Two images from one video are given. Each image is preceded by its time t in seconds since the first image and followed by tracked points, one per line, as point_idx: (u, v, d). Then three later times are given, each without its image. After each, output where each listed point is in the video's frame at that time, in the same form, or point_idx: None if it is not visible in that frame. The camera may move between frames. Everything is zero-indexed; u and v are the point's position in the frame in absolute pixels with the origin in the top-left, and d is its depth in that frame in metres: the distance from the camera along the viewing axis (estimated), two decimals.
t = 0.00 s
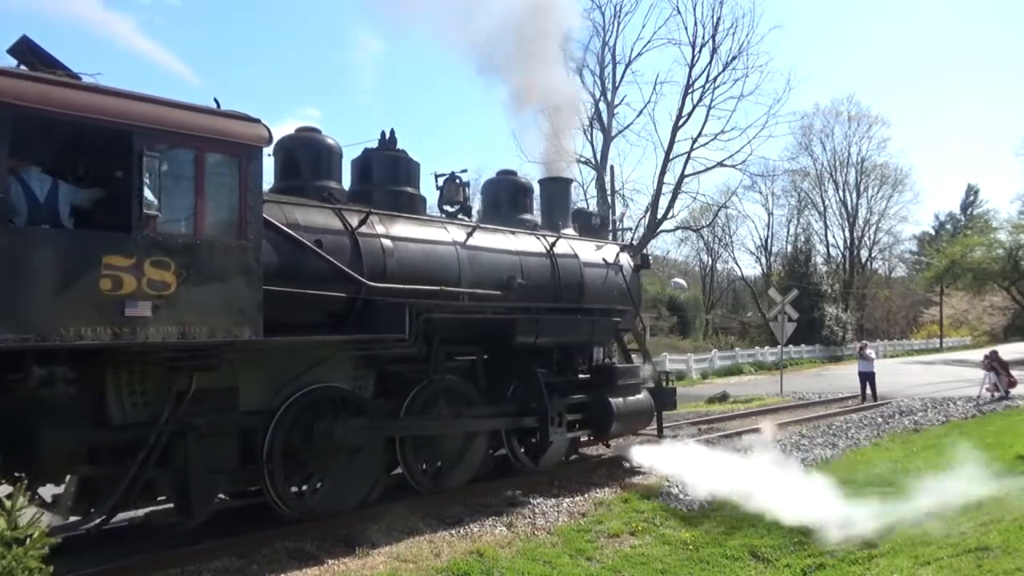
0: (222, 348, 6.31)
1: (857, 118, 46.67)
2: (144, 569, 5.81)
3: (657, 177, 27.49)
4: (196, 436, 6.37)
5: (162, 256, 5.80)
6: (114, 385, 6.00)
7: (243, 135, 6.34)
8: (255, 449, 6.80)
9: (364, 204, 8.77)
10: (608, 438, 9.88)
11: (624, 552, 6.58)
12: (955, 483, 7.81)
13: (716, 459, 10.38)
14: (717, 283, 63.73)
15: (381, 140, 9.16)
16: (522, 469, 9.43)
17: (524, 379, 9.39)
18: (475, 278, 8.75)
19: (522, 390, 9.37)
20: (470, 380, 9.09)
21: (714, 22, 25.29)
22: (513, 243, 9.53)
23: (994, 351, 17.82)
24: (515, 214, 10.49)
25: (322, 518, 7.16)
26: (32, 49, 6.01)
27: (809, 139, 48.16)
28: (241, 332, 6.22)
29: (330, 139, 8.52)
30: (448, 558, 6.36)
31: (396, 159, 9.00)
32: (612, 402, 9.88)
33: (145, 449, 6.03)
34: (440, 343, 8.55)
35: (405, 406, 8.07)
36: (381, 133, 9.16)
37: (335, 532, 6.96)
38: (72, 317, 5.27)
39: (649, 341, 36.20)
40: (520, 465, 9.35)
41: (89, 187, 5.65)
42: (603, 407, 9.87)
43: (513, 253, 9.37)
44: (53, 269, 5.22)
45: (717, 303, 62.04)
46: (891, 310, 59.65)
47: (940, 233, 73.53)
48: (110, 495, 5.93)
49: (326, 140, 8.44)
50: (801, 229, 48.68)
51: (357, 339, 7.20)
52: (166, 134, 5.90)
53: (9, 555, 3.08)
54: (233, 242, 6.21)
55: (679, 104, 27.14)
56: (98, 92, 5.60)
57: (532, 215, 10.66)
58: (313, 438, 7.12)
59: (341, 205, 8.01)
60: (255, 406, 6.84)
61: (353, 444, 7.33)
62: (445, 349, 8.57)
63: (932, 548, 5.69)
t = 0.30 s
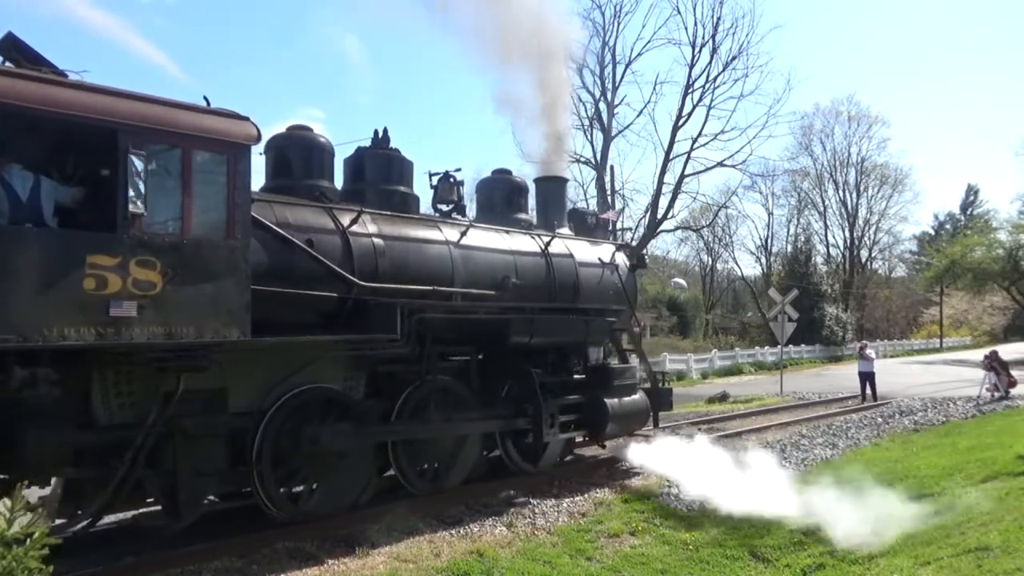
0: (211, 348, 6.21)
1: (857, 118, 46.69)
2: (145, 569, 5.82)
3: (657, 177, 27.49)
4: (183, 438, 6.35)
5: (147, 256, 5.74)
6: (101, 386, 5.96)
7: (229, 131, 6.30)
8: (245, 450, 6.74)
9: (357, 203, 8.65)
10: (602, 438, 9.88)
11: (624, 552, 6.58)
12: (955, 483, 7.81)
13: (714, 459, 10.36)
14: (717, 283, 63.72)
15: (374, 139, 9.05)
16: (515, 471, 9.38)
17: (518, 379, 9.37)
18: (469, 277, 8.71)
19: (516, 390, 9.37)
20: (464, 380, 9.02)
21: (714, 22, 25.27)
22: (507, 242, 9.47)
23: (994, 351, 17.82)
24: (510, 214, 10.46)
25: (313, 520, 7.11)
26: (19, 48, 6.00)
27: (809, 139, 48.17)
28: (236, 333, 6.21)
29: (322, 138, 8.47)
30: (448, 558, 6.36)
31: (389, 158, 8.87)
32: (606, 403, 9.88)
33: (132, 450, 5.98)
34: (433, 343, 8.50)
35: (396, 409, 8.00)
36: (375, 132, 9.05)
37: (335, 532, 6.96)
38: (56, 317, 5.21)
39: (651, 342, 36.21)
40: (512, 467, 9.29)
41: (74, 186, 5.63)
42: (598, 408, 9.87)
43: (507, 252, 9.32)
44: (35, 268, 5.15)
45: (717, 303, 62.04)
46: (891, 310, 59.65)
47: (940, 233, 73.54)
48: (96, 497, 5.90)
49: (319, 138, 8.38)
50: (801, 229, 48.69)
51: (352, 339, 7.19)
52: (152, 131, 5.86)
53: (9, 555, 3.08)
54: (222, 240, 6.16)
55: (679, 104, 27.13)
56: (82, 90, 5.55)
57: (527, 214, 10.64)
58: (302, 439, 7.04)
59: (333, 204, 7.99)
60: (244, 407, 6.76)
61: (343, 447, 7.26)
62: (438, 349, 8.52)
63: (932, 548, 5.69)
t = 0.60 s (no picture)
0: (197, 349, 6.11)
1: (857, 118, 46.67)
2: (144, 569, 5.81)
3: (657, 177, 27.49)
4: (169, 439, 6.19)
5: (132, 255, 5.67)
6: (86, 386, 5.81)
7: (216, 129, 6.21)
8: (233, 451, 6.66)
9: (349, 202, 8.60)
10: (598, 439, 9.87)
11: (624, 552, 6.58)
12: (955, 483, 7.80)
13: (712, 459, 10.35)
14: (717, 282, 63.73)
15: (367, 137, 8.97)
16: (509, 471, 9.31)
17: (511, 380, 9.28)
18: (462, 278, 8.70)
19: (510, 390, 9.29)
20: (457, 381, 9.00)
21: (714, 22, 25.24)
22: (501, 242, 9.46)
23: (994, 351, 17.80)
24: (505, 212, 10.45)
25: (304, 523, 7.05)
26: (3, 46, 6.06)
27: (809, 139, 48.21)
28: (232, 333, 6.20)
29: (313, 136, 8.40)
30: (448, 558, 6.36)
31: (382, 157, 8.78)
32: (601, 402, 9.86)
33: (118, 452, 5.82)
34: (425, 343, 8.48)
35: (387, 414, 7.95)
36: (367, 129, 8.97)
37: (335, 532, 6.96)
38: (37, 318, 5.16)
39: (651, 342, 36.20)
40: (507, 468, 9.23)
41: (59, 184, 5.48)
42: (592, 410, 9.84)
43: (500, 252, 9.31)
44: (16, 268, 5.10)
45: (717, 303, 62.05)
46: (891, 310, 59.67)
47: (940, 234, 73.55)
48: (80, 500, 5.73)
49: (309, 136, 8.33)
50: (801, 229, 48.70)
51: (347, 339, 7.17)
52: (136, 128, 5.79)
53: (9, 555, 3.08)
54: (207, 238, 6.09)
55: (679, 104, 27.13)
56: (65, 85, 5.47)
57: (522, 213, 10.62)
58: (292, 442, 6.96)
59: (323, 203, 7.92)
60: (231, 407, 6.63)
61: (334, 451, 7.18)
62: (430, 350, 8.48)
63: (932, 548, 5.68)
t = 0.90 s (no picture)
0: (182, 350, 6.04)
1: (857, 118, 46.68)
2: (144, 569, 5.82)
3: (657, 177, 27.48)
4: (155, 441, 6.15)
5: (116, 255, 5.59)
6: (70, 387, 5.75)
7: (204, 127, 6.12)
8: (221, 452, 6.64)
9: (340, 201, 8.54)
10: (592, 439, 9.88)
11: (624, 552, 6.58)
12: (955, 483, 7.79)
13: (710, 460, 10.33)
14: (717, 282, 63.73)
15: (360, 135, 8.91)
16: (501, 472, 9.26)
17: (503, 381, 9.25)
18: (454, 277, 8.64)
19: (503, 391, 9.26)
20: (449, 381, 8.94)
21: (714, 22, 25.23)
22: (494, 242, 9.42)
23: (994, 351, 17.79)
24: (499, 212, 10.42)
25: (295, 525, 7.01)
26: None
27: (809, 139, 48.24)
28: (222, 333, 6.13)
29: (305, 135, 8.30)
30: (448, 558, 6.36)
31: (373, 156, 8.74)
32: (596, 403, 9.84)
33: (103, 454, 5.75)
34: (416, 344, 8.42)
35: (378, 415, 7.91)
36: (360, 127, 8.89)
37: (335, 533, 6.96)
38: (19, 318, 5.06)
39: (651, 342, 36.20)
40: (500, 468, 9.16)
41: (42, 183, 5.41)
42: (588, 410, 9.84)
43: (494, 251, 9.28)
44: None
45: (717, 303, 62.06)
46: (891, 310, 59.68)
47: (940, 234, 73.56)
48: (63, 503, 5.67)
49: (300, 134, 8.22)
50: (801, 229, 48.70)
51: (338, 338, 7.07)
52: (121, 126, 5.70)
53: (9, 555, 3.06)
54: (193, 238, 6.01)
55: (679, 104, 27.12)
56: (49, 83, 5.37)
57: (516, 212, 10.61)
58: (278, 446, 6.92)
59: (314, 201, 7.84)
60: (218, 408, 6.57)
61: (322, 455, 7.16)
62: (421, 350, 8.43)
63: (932, 548, 5.68)
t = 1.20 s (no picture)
0: (166, 350, 6.02)
1: (857, 118, 46.65)
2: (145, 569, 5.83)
3: (657, 177, 27.47)
4: (143, 443, 6.05)
5: (99, 254, 5.49)
6: (54, 389, 5.66)
7: (189, 125, 6.04)
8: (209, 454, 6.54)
9: (332, 200, 8.37)
10: (587, 440, 9.85)
11: (624, 552, 6.58)
12: (954, 483, 7.79)
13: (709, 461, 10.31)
14: (717, 282, 63.72)
15: (351, 133, 8.73)
16: (495, 474, 9.21)
17: (497, 381, 9.23)
18: (448, 277, 8.49)
19: (497, 392, 9.23)
20: (443, 382, 8.88)
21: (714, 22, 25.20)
22: (488, 241, 9.27)
23: (994, 351, 17.79)
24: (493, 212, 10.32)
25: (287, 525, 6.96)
26: None
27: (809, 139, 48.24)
28: (208, 334, 6.05)
29: (295, 133, 8.12)
30: (449, 558, 6.36)
31: (365, 154, 8.60)
32: (591, 404, 9.84)
33: (88, 456, 5.67)
34: (409, 344, 8.37)
35: (369, 417, 7.84)
36: (351, 125, 8.73)
37: (335, 533, 6.97)
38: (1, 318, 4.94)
39: (651, 342, 36.20)
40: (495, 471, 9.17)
41: (24, 182, 5.32)
42: (583, 411, 9.82)
43: (488, 251, 9.12)
44: None
45: (717, 303, 62.07)
46: (890, 310, 59.73)
47: (940, 234, 73.60)
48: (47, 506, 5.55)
49: (290, 132, 8.05)
50: (801, 229, 48.70)
51: (328, 339, 7.05)
52: (104, 123, 5.61)
53: (9, 555, 3.04)
54: (178, 238, 5.93)
55: (679, 104, 27.10)
56: (35, 79, 5.25)
57: (510, 210, 10.51)
58: (268, 448, 6.83)
59: (304, 200, 7.69)
60: (208, 409, 6.51)
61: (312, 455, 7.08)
62: (413, 350, 8.36)
63: (932, 548, 5.68)
